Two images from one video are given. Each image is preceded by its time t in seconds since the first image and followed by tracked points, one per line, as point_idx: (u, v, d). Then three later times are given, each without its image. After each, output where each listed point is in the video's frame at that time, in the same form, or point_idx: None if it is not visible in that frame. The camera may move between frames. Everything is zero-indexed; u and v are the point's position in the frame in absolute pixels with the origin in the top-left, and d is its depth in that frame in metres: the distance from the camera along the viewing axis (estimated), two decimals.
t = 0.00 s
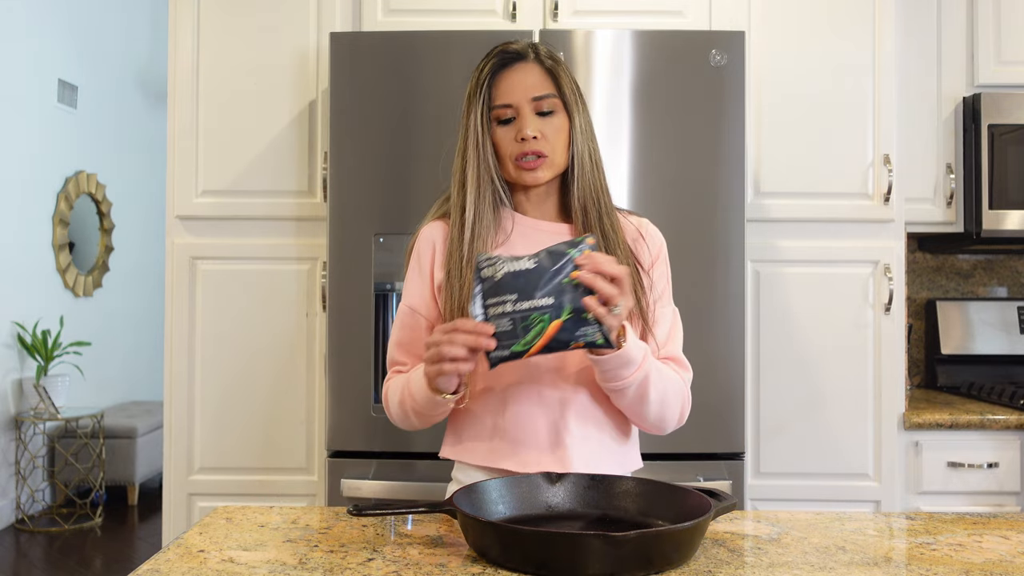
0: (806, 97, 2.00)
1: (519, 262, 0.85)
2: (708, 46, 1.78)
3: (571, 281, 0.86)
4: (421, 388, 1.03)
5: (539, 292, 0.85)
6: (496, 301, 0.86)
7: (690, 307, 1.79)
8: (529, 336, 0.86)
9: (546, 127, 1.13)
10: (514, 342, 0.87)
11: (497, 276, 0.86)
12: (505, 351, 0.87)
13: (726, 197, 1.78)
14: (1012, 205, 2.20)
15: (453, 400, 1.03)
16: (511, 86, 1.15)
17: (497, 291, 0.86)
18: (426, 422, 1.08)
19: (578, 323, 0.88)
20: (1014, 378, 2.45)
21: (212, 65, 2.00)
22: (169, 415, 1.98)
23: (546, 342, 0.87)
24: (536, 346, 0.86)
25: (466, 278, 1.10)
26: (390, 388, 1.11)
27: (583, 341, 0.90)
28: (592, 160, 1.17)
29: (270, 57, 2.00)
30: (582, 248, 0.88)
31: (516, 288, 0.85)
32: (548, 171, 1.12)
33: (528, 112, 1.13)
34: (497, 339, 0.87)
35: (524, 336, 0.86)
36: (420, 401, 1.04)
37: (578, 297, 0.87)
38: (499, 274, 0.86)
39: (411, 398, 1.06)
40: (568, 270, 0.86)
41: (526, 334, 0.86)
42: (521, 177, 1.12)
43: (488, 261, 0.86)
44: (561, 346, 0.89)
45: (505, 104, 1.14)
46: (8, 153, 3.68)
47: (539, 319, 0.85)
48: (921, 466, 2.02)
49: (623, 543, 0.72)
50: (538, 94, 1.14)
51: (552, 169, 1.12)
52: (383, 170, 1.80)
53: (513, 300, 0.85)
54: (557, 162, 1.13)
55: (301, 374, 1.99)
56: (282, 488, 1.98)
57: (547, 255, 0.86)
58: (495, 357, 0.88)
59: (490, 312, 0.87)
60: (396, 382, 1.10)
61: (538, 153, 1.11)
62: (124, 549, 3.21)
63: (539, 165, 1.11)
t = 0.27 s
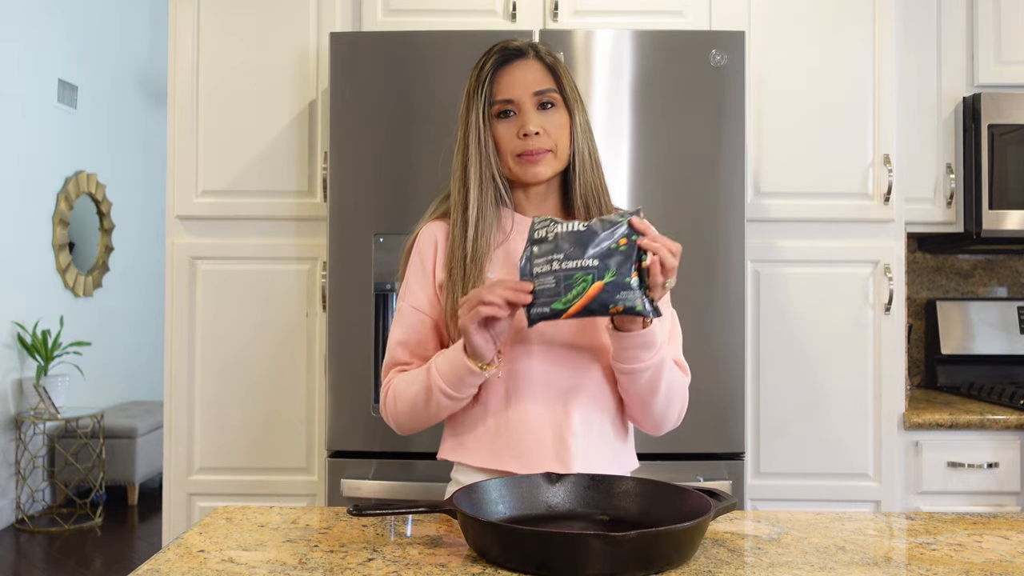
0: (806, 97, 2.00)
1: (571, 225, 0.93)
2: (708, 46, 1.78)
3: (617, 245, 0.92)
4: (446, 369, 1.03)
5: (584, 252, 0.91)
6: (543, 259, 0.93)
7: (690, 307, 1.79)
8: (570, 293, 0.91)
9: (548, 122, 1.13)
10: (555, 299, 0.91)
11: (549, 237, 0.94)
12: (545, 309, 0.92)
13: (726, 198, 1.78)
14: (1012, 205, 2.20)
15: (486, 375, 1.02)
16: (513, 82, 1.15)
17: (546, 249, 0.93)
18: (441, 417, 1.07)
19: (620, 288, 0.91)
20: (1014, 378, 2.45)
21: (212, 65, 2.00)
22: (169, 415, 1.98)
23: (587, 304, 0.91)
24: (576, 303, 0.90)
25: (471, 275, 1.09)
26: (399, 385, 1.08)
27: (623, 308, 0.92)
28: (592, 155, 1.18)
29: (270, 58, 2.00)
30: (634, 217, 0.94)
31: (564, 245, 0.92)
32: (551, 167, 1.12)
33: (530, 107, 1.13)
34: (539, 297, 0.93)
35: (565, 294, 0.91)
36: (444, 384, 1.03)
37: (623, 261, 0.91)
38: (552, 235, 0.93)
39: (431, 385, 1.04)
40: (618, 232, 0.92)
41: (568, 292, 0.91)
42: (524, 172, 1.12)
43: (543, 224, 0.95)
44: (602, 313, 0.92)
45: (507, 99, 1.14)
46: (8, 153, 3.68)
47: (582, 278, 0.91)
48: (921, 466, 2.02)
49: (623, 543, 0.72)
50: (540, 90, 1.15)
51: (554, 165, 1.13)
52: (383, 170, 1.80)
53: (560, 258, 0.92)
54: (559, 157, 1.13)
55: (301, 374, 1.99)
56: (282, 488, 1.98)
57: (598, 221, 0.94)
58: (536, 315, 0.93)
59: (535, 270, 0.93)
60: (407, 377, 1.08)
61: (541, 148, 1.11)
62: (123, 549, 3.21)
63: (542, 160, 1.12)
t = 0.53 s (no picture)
0: (806, 97, 2.00)
1: (592, 229, 0.93)
2: (708, 46, 1.78)
3: (637, 255, 0.93)
4: (457, 372, 1.02)
5: (603, 259, 0.92)
6: (560, 262, 0.93)
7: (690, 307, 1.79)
8: (586, 299, 0.91)
9: (548, 123, 1.13)
10: (570, 303, 0.92)
11: (568, 239, 0.93)
12: (558, 312, 0.92)
13: (726, 198, 1.78)
14: (1012, 205, 2.20)
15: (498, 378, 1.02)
16: (512, 82, 1.15)
17: (564, 252, 0.93)
18: (449, 421, 1.06)
19: (636, 298, 0.93)
20: (1014, 378, 2.45)
21: (212, 65, 2.00)
22: (169, 415, 1.98)
23: (601, 311, 0.92)
24: (591, 310, 0.91)
25: (472, 277, 1.09)
26: (406, 389, 1.07)
27: (637, 317, 0.94)
28: (590, 155, 1.18)
29: (270, 58, 2.00)
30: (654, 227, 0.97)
31: (583, 250, 0.92)
32: (550, 167, 1.12)
33: (530, 108, 1.13)
34: (553, 300, 0.93)
35: (581, 299, 0.92)
36: (456, 389, 1.02)
37: (641, 272, 0.93)
38: (570, 238, 0.93)
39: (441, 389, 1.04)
40: (638, 240, 0.94)
41: (583, 298, 0.92)
42: (523, 173, 1.12)
43: (561, 225, 0.94)
44: (615, 320, 0.93)
45: (507, 100, 1.14)
46: (8, 153, 3.68)
47: (599, 286, 0.91)
48: (921, 466, 2.02)
49: (623, 543, 0.72)
50: (540, 90, 1.14)
51: (553, 165, 1.13)
52: (383, 170, 1.80)
53: (579, 263, 0.92)
54: (559, 157, 1.13)
55: (301, 374, 1.99)
56: (282, 487, 1.98)
57: (618, 227, 0.94)
58: (547, 317, 0.93)
59: (548, 272, 0.93)
60: (414, 380, 1.07)
61: (541, 149, 1.11)
62: (124, 549, 3.21)
63: (542, 161, 1.12)
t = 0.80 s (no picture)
0: (806, 97, 2.00)
1: (598, 232, 0.94)
2: (708, 45, 1.78)
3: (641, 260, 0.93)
4: (461, 373, 1.02)
5: (606, 261, 0.92)
6: (564, 263, 0.94)
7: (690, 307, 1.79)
8: (586, 301, 0.92)
9: (551, 125, 1.13)
10: (571, 304, 0.92)
11: (575, 241, 0.94)
12: (558, 312, 0.93)
13: (726, 198, 1.78)
14: (1012, 205, 2.20)
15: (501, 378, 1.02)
16: (516, 82, 1.14)
17: (569, 254, 0.94)
18: (451, 421, 1.06)
19: (637, 303, 0.93)
20: (1014, 378, 2.45)
21: (212, 65, 2.00)
22: (169, 415, 1.98)
23: (601, 314, 0.93)
24: (591, 312, 0.92)
25: (473, 278, 1.09)
26: (408, 389, 1.07)
27: (636, 321, 0.94)
28: (590, 157, 1.18)
29: (270, 58, 2.00)
30: (661, 232, 0.96)
31: (588, 253, 0.93)
32: (552, 169, 1.12)
33: (533, 109, 1.13)
34: (555, 301, 0.94)
35: (581, 301, 0.92)
36: (459, 389, 1.02)
37: (644, 277, 0.93)
38: (577, 240, 0.94)
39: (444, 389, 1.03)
40: (643, 245, 0.93)
41: (584, 300, 0.92)
42: (525, 174, 1.12)
43: (569, 227, 0.96)
44: (615, 324, 0.94)
45: (510, 101, 1.13)
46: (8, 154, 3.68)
47: (601, 288, 0.92)
48: (921, 466, 2.02)
49: (623, 543, 0.72)
50: (544, 91, 1.14)
51: (555, 167, 1.12)
52: (383, 170, 1.80)
53: (582, 265, 0.92)
54: (560, 159, 1.13)
55: (301, 374, 1.99)
56: (282, 487, 1.98)
57: (624, 231, 0.94)
58: (548, 316, 0.94)
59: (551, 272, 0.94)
60: (417, 381, 1.07)
61: (543, 151, 1.11)
62: (124, 549, 3.21)
63: (544, 163, 1.11)
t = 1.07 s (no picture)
0: (806, 97, 2.00)
1: (615, 233, 0.98)
2: (709, 45, 1.78)
3: (650, 258, 0.95)
4: (476, 365, 1.01)
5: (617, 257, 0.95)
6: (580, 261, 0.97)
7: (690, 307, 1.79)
8: (593, 294, 0.93)
9: (556, 127, 1.13)
10: (579, 297, 0.94)
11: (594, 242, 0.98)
12: (564, 305, 0.94)
13: (726, 198, 1.78)
14: (1012, 205, 2.20)
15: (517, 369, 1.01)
16: (523, 83, 1.14)
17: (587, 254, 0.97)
18: (460, 418, 1.04)
19: (641, 299, 0.93)
20: (1014, 378, 2.45)
21: (212, 65, 2.00)
22: (169, 415, 1.98)
23: (604, 309, 0.93)
24: (597, 303, 0.92)
25: (476, 279, 1.09)
26: (415, 385, 1.05)
27: (634, 319, 0.93)
28: (591, 160, 1.18)
29: (270, 58, 2.00)
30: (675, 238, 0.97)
31: (604, 251, 0.96)
32: (556, 171, 1.12)
33: (540, 110, 1.12)
34: (565, 294, 0.95)
35: (588, 293, 0.93)
36: (474, 382, 1.01)
37: (651, 274, 0.94)
38: (596, 242, 0.98)
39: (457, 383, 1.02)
40: (654, 243, 0.96)
41: (591, 292, 0.93)
42: (529, 176, 1.12)
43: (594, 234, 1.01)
44: (616, 322, 0.94)
45: (518, 101, 1.13)
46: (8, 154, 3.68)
47: (609, 282, 0.94)
48: (921, 466, 2.02)
49: (623, 542, 0.71)
50: (550, 93, 1.14)
51: (559, 170, 1.12)
52: (383, 170, 1.80)
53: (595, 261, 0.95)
54: (564, 161, 1.13)
55: (301, 374, 1.99)
56: (282, 487, 1.98)
57: (638, 233, 0.97)
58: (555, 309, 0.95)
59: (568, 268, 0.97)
60: (425, 377, 1.05)
61: (550, 153, 1.10)
62: (124, 549, 3.21)
63: (549, 166, 1.11)
